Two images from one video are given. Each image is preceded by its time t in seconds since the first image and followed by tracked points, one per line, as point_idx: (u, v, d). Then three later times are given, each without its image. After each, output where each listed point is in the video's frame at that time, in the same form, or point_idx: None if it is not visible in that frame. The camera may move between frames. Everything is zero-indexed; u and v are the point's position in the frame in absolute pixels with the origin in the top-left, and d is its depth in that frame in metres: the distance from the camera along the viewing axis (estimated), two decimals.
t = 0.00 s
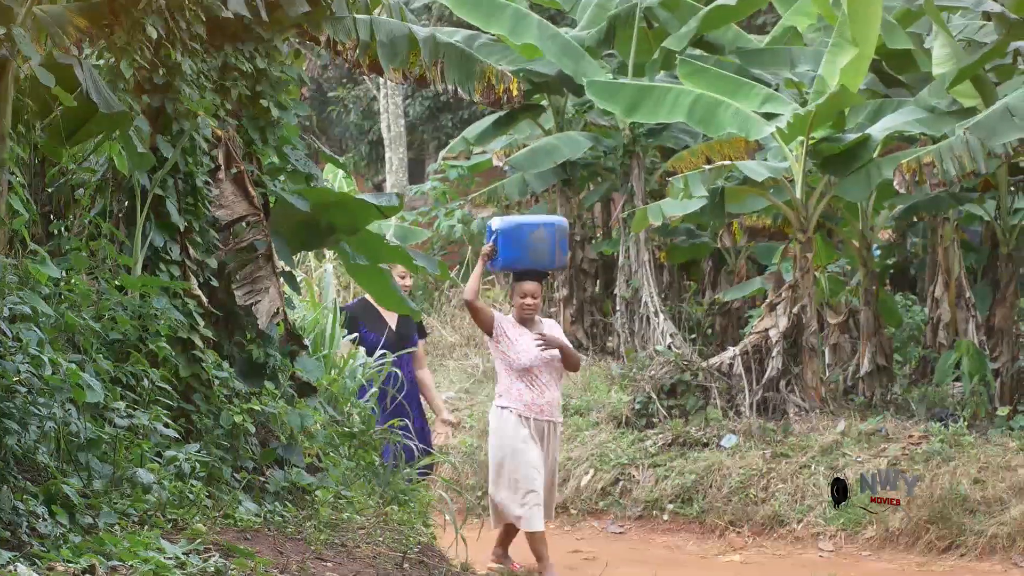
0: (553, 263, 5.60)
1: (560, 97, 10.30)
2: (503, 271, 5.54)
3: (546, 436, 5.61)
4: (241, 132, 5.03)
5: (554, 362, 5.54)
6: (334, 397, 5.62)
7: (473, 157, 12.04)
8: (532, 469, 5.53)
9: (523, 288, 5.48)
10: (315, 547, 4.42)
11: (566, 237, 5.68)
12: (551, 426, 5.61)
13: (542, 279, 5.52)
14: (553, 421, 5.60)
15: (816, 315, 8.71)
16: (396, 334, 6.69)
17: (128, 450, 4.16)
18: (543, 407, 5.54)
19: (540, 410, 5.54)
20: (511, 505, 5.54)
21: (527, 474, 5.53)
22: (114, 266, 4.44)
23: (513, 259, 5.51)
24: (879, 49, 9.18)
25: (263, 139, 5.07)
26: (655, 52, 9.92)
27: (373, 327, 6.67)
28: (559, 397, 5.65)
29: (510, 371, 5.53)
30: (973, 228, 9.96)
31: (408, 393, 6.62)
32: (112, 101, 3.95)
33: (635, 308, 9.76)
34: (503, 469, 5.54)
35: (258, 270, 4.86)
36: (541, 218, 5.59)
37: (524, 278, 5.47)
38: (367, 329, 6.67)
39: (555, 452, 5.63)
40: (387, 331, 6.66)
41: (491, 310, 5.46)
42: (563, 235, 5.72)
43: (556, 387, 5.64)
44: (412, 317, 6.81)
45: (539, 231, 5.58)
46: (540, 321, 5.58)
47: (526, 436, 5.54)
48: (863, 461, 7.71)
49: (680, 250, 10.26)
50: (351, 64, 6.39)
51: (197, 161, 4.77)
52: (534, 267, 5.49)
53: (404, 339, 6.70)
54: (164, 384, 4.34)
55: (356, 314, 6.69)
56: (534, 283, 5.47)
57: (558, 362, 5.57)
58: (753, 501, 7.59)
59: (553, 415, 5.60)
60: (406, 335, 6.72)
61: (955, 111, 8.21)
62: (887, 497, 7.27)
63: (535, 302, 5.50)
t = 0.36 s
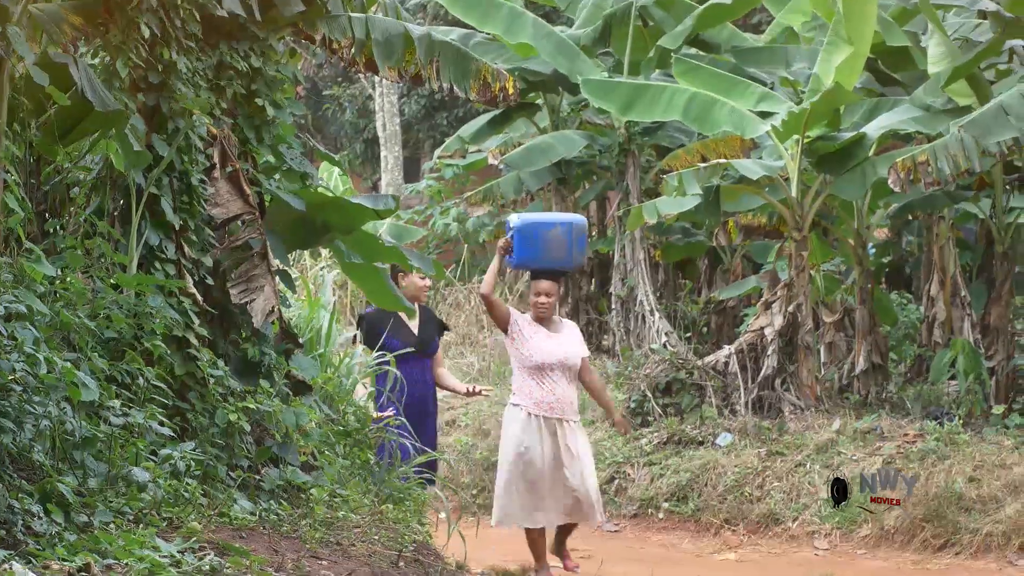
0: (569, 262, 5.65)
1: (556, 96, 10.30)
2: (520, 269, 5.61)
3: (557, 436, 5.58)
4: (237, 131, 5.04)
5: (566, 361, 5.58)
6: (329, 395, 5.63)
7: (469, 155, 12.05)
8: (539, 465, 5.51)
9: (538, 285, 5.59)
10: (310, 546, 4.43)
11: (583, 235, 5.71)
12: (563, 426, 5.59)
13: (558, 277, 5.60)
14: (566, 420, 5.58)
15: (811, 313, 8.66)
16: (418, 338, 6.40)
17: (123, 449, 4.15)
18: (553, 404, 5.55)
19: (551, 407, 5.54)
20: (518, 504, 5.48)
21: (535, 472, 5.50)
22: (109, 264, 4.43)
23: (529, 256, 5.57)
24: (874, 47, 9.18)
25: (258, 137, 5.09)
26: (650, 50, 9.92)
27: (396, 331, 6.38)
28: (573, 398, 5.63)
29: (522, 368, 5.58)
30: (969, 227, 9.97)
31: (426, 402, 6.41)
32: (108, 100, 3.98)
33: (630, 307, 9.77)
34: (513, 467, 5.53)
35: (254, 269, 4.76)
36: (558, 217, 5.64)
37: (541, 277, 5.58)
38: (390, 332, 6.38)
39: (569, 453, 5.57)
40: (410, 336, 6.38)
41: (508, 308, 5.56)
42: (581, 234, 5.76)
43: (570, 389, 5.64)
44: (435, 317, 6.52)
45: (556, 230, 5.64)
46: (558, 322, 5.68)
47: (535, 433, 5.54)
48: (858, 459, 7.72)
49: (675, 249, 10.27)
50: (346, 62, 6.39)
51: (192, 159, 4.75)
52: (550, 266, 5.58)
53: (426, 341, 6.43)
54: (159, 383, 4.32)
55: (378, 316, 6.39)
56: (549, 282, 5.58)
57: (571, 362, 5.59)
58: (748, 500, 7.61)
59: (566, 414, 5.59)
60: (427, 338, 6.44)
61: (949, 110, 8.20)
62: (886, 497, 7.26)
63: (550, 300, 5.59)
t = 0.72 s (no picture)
0: (585, 255, 5.47)
1: (547, 79, 10.25)
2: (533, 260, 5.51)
3: (569, 431, 5.40)
4: (227, 114, 5.00)
5: (578, 356, 5.34)
6: (320, 379, 5.63)
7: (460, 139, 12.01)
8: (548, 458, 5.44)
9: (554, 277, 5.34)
10: (300, 529, 4.44)
11: (601, 229, 5.55)
12: (577, 421, 5.39)
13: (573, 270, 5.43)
14: (579, 416, 5.38)
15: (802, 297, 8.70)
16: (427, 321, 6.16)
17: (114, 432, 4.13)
18: (563, 399, 5.36)
19: (560, 403, 5.37)
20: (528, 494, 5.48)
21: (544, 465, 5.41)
22: (100, 247, 4.42)
23: (541, 248, 5.45)
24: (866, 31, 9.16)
25: (249, 121, 5.06)
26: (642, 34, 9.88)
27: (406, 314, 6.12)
28: (589, 393, 5.40)
29: (535, 360, 5.41)
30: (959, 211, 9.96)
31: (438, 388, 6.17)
32: (97, 84, 4.04)
33: (621, 291, 9.77)
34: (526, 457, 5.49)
35: (244, 252, 4.75)
36: (573, 209, 5.49)
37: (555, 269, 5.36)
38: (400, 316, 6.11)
39: (581, 449, 5.38)
40: (419, 319, 6.12)
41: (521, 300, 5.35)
42: (601, 228, 5.58)
43: (587, 383, 5.41)
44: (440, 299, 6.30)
45: (571, 223, 5.48)
46: (578, 314, 5.42)
47: (545, 427, 5.42)
48: (848, 443, 7.74)
49: (666, 233, 10.26)
50: (337, 46, 6.35)
51: (183, 143, 4.77)
52: (563, 258, 5.42)
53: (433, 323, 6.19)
54: (150, 366, 4.32)
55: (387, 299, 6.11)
56: (564, 274, 5.34)
57: (585, 356, 5.35)
58: (739, 483, 7.63)
59: (578, 409, 5.38)
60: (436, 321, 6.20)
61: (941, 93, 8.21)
62: (886, 497, 7.14)
63: (565, 292, 5.32)
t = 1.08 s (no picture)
0: (607, 225, 5.48)
1: (537, 50, 10.20)
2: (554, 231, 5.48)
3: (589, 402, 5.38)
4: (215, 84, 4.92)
5: (598, 325, 5.34)
6: (309, 349, 5.62)
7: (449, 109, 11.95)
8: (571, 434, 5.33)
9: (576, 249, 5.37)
10: (289, 500, 4.46)
11: (621, 199, 5.57)
12: (596, 391, 5.38)
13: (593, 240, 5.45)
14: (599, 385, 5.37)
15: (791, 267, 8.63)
16: (441, 296, 5.68)
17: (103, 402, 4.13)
18: (583, 370, 5.32)
19: (579, 373, 5.33)
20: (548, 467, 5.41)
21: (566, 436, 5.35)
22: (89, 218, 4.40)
23: (563, 218, 5.44)
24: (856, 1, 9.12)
25: (237, 92, 4.96)
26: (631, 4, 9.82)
27: (422, 289, 5.60)
28: (608, 363, 5.40)
29: (553, 332, 5.38)
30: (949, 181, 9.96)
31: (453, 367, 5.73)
32: (85, 55, 3.98)
33: (610, 262, 9.76)
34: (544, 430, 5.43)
35: (232, 224, 4.75)
36: (597, 179, 5.48)
37: (576, 240, 5.42)
38: (414, 291, 5.59)
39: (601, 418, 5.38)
40: (435, 293, 5.63)
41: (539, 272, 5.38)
42: (621, 198, 5.61)
43: (606, 354, 5.40)
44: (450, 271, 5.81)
45: (594, 194, 5.48)
46: (596, 284, 5.44)
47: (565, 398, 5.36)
48: (837, 413, 7.79)
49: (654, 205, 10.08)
50: (325, 16, 6.29)
51: (172, 113, 4.70)
52: (587, 229, 5.42)
53: (446, 298, 5.71)
54: (139, 337, 4.31)
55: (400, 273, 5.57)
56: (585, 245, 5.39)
57: (604, 326, 5.35)
58: (728, 454, 7.68)
59: (597, 379, 5.37)
60: (447, 295, 5.72)
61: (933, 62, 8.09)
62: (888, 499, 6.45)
63: (588, 264, 5.38)
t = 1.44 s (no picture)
0: (627, 207, 5.04)
1: (527, 21, 10.13)
2: (572, 214, 5.01)
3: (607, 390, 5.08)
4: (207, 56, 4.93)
5: (618, 311, 5.02)
6: (299, 321, 5.61)
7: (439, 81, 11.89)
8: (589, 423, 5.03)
9: (594, 230, 4.99)
10: (280, 471, 4.46)
11: (641, 178, 5.12)
12: (612, 377, 5.08)
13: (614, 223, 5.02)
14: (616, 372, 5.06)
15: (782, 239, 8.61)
16: (462, 270, 5.27)
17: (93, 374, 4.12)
18: (602, 356, 5.00)
19: (598, 359, 5.01)
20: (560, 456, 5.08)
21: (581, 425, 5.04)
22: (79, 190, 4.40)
23: (583, 200, 4.96)
24: None
25: (228, 63, 4.96)
26: None
27: (440, 261, 5.22)
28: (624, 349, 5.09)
29: (569, 316, 5.03)
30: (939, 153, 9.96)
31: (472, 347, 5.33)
32: (76, 28, 3.81)
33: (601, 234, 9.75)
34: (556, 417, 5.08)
35: (223, 195, 4.71)
36: (616, 158, 5.02)
37: (595, 223, 4.99)
38: (433, 264, 5.22)
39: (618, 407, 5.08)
40: (453, 268, 5.24)
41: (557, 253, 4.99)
42: (640, 178, 5.15)
43: (622, 338, 5.10)
44: (482, 244, 5.38)
45: (613, 173, 5.02)
46: (612, 267, 5.11)
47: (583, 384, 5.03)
48: (828, 385, 7.82)
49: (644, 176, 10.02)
50: None
51: (162, 86, 4.69)
52: (607, 211, 4.98)
53: (468, 274, 5.29)
54: (129, 309, 4.31)
55: (418, 244, 5.21)
56: (606, 227, 4.98)
57: (624, 311, 5.04)
58: (719, 426, 7.72)
59: (614, 366, 5.06)
60: (471, 270, 5.30)
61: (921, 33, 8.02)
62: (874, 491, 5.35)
63: (607, 245, 5.01)
